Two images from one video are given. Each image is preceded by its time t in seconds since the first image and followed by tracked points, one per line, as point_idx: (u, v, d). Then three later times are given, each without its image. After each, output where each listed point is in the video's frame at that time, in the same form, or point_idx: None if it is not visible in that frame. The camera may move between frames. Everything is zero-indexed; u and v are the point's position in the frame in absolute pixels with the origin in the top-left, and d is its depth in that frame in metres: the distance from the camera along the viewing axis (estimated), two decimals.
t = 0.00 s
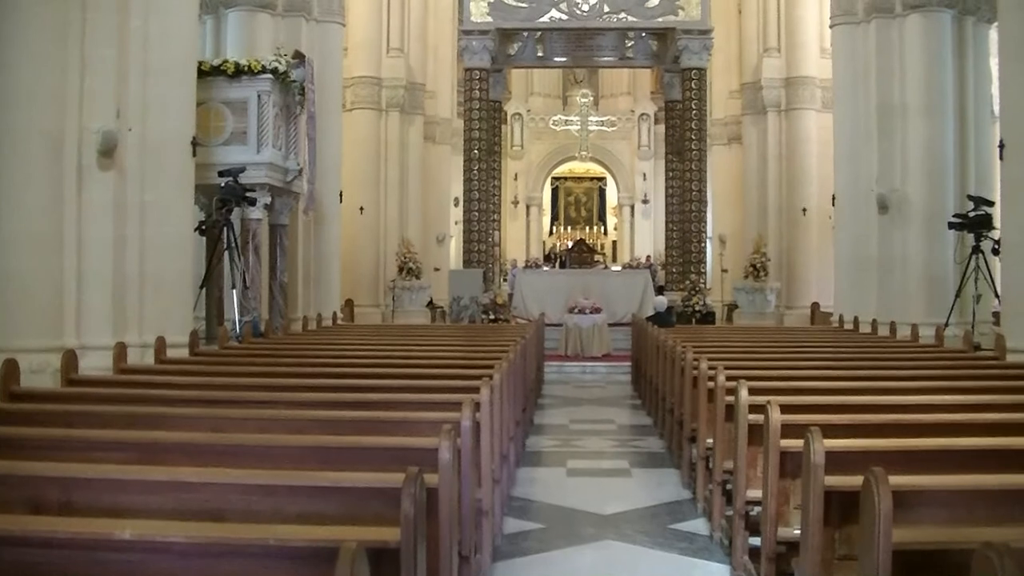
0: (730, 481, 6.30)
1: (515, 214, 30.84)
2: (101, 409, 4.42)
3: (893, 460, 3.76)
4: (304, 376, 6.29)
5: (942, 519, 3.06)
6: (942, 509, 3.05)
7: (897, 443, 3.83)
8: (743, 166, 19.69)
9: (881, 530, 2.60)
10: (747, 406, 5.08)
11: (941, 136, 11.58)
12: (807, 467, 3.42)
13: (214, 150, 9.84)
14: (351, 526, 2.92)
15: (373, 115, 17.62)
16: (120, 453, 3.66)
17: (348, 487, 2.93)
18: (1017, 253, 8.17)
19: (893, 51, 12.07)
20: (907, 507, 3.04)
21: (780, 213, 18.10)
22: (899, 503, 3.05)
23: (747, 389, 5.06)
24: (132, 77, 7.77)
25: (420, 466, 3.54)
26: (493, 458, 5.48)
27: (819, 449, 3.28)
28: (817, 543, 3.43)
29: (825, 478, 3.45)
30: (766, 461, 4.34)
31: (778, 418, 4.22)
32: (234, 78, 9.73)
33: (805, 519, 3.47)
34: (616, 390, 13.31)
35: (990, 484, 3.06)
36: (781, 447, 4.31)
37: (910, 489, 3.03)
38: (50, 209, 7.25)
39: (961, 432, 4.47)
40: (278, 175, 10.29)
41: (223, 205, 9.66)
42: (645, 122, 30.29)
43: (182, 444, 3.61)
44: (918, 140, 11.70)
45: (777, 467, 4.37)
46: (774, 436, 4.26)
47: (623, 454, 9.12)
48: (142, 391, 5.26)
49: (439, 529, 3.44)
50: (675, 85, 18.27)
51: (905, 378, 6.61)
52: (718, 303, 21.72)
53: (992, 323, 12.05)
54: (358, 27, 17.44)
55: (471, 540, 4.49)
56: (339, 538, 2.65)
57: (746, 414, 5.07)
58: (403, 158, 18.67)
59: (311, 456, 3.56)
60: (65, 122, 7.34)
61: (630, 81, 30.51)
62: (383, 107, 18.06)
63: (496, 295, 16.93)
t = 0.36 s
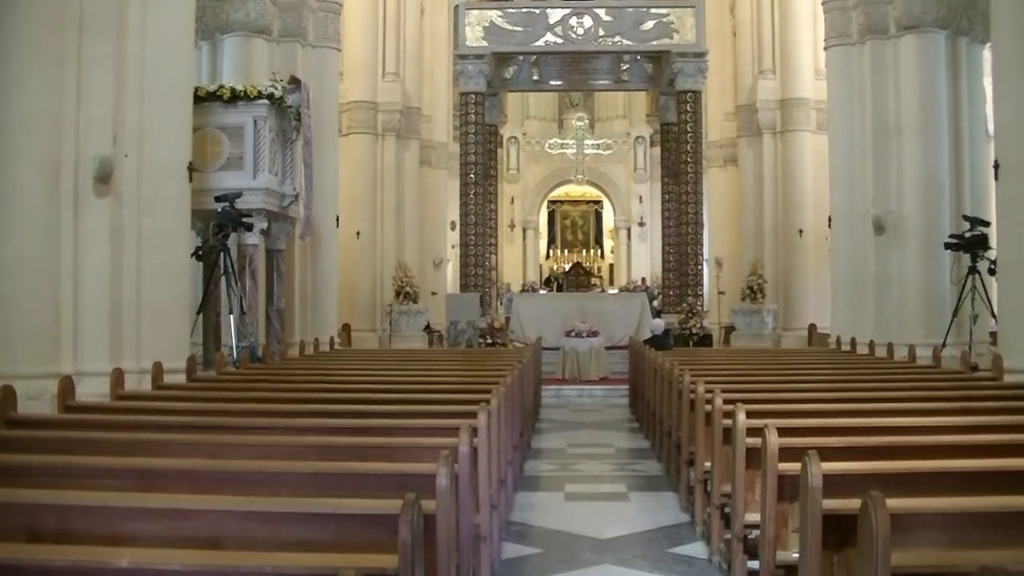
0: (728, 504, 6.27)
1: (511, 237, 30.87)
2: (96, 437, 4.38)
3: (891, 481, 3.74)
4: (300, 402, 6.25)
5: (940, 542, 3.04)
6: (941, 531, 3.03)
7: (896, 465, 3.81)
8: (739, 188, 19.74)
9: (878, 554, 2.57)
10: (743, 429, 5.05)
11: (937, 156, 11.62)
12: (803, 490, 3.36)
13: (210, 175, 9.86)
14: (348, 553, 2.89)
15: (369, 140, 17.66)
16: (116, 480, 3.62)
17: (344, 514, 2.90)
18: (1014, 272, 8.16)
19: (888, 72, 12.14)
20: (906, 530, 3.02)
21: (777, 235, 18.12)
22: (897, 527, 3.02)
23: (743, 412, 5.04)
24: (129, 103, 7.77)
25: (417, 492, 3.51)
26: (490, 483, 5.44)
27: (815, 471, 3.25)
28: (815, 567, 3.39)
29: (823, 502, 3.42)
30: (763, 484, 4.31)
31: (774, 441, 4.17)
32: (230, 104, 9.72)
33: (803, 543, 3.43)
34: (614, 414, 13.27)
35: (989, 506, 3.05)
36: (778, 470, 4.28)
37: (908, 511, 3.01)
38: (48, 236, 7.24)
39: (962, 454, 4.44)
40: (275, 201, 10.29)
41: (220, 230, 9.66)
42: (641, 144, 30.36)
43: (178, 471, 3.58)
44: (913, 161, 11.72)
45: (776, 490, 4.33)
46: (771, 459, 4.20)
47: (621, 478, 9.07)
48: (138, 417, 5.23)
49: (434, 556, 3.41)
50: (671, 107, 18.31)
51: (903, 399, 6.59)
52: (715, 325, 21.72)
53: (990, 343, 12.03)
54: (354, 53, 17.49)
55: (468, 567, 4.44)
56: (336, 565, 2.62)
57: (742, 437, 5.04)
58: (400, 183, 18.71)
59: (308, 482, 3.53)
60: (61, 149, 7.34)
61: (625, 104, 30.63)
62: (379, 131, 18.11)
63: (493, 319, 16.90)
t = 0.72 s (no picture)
0: (721, 530, 6.25)
1: (505, 262, 30.90)
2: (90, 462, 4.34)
3: (885, 508, 3.73)
4: (294, 427, 6.22)
5: (934, 569, 3.02)
6: (935, 558, 3.01)
7: (891, 491, 3.80)
8: (733, 214, 19.81)
9: None
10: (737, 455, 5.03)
11: (929, 181, 11.66)
12: (796, 519, 3.33)
13: (204, 201, 9.83)
14: None
15: (364, 165, 17.68)
16: (108, 506, 3.58)
17: (337, 541, 2.87)
18: (1008, 298, 8.17)
19: (881, 98, 12.22)
20: (899, 557, 3.01)
21: (771, 260, 18.14)
22: (892, 554, 3.00)
23: (737, 438, 5.02)
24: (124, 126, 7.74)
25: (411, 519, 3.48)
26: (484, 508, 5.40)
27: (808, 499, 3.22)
28: None
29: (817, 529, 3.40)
30: (757, 510, 4.29)
31: (768, 468, 4.14)
32: (225, 128, 9.72)
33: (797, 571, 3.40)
34: (608, 440, 13.24)
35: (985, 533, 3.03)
36: (772, 496, 4.26)
37: (901, 538, 2.99)
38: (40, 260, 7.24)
39: (958, 480, 4.42)
40: (269, 226, 10.28)
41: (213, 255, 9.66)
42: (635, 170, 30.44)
43: (171, 497, 3.54)
44: (906, 187, 11.77)
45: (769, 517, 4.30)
46: (765, 486, 4.18)
47: (615, 503, 9.03)
48: (131, 442, 5.19)
49: None
50: (665, 133, 18.40)
51: (898, 425, 6.58)
52: (709, 350, 21.73)
53: (984, 368, 12.05)
54: (348, 79, 17.54)
55: None
56: None
57: (736, 464, 5.02)
58: (393, 208, 18.72)
59: (301, 509, 3.50)
60: (54, 174, 7.37)
61: (620, 129, 30.75)
62: (374, 156, 18.13)
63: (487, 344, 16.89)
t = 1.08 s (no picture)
0: (715, 564, 6.21)
1: (500, 291, 30.89)
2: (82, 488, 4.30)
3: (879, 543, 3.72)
4: (287, 455, 6.19)
5: None
6: None
7: (887, 525, 3.79)
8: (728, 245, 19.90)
9: None
10: (731, 488, 5.01)
11: (924, 213, 11.69)
12: (791, 550, 3.32)
13: (201, 228, 9.83)
14: None
15: (360, 193, 17.69)
16: (100, 532, 3.54)
17: (332, 571, 2.85)
18: (1002, 332, 8.18)
19: (876, 130, 12.28)
20: None
21: (766, 291, 18.16)
22: None
23: (731, 470, 5.00)
24: (122, 150, 7.72)
25: (406, 550, 3.46)
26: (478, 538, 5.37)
27: (801, 532, 3.22)
28: None
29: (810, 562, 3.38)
30: (750, 543, 4.26)
31: (761, 501, 4.15)
32: (221, 155, 9.73)
33: None
34: (601, 470, 13.18)
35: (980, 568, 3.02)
36: (767, 528, 4.23)
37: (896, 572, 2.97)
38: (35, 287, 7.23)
39: (954, 513, 4.41)
40: (265, 253, 10.27)
41: (208, 282, 9.66)
42: (631, 200, 30.55)
43: (164, 525, 3.50)
44: (903, 218, 11.78)
45: (764, 550, 4.28)
46: (759, 518, 4.18)
47: (608, 534, 8.98)
48: (124, 468, 5.15)
49: None
50: (660, 164, 18.50)
51: (893, 457, 6.57)
52: (703, 381, 21.74)
53: (978, 400, 12.05)
54: (344, 108, 17.63)
55: None
56: None
57: (730, 496, 5.00)
58: (388, 236, 18.73)
59: (296, 537, 3.47)
60: (50, 200, 7.37)
61: (615, 159, 30.88)
62: (370, 184, 18.16)
63: (482, 373, 16.86)
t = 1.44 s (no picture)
0: None
1: (495, 321, 30.84)
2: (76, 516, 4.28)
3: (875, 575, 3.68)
4: (282, 484, 6.16)
5: None
6: None
7: (883, 557, 3.76)
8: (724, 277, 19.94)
9: None
10: (726, 519, 4.99)
11: (920, 247, 11.75)
12: None
13: (196, 255, 9.83)
14: None
15: (355, 222, 17.70)
16: (92, 562, 3.52)
17: None
18: (997, 365, 8.16)
19: (873, 163, 12.34)
20: None
21: (760, 322, 18.16)
22: None
23: (725, 503, 4.98)
24: (117, 175, 7.77)
25: None
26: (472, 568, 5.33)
27: (797, 566, 3.17)
28: None
29: None
30: None
31: (757, 533, 4.12)
32: (217, 183, 9.73)
33: None
34: (596, 501, 13.12)
35: None
36: (762, 562, 4.19)
37: None
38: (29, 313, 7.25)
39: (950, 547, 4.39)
40: (260, 281, 10.26)
41: (204, 310, 9.64)
42: (626, 231, 30.64)
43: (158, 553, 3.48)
44: (898, 250, 11.82)
45: None
46: (754, 552, 4.14)
47: (603, 565, 8.93)
48: (118, 497, 5.13)
49: None
50: (656, 195, 18.45)
51: (889, 490, 6.55)
52: (698, 413, 21.72)
53: (974, 433, 12.05)
54: (340, 138, 17.70)
55: None
56: None
57: (724, 527, 4.97)
58: (384, 266, 18.73)
59: (290, 567, 3.44)
60: (47, 224, 7.41)
61: (611, 191, 31.00)
62: (366, 214, 18.19)
63: (476, 404, 16.81)
